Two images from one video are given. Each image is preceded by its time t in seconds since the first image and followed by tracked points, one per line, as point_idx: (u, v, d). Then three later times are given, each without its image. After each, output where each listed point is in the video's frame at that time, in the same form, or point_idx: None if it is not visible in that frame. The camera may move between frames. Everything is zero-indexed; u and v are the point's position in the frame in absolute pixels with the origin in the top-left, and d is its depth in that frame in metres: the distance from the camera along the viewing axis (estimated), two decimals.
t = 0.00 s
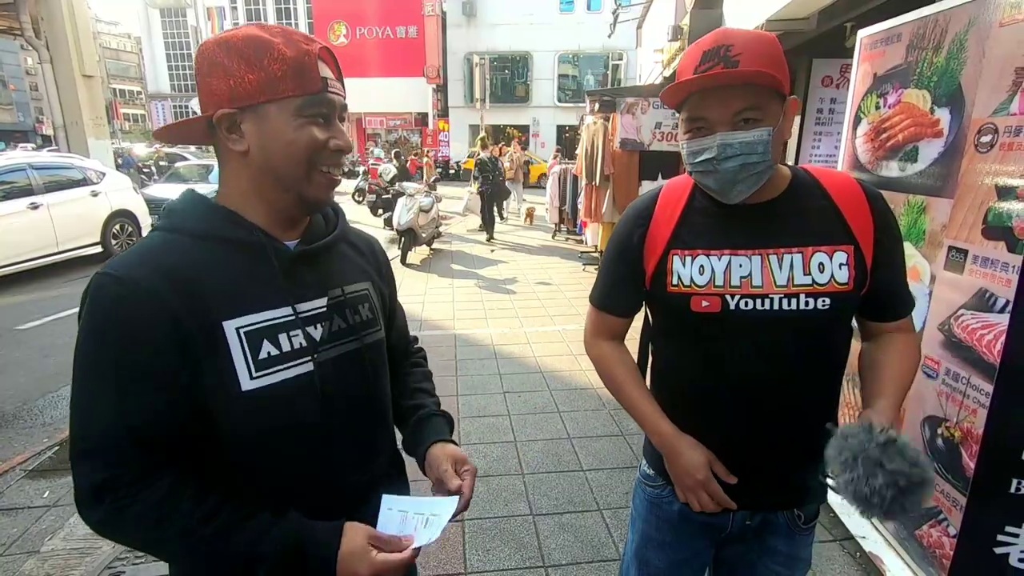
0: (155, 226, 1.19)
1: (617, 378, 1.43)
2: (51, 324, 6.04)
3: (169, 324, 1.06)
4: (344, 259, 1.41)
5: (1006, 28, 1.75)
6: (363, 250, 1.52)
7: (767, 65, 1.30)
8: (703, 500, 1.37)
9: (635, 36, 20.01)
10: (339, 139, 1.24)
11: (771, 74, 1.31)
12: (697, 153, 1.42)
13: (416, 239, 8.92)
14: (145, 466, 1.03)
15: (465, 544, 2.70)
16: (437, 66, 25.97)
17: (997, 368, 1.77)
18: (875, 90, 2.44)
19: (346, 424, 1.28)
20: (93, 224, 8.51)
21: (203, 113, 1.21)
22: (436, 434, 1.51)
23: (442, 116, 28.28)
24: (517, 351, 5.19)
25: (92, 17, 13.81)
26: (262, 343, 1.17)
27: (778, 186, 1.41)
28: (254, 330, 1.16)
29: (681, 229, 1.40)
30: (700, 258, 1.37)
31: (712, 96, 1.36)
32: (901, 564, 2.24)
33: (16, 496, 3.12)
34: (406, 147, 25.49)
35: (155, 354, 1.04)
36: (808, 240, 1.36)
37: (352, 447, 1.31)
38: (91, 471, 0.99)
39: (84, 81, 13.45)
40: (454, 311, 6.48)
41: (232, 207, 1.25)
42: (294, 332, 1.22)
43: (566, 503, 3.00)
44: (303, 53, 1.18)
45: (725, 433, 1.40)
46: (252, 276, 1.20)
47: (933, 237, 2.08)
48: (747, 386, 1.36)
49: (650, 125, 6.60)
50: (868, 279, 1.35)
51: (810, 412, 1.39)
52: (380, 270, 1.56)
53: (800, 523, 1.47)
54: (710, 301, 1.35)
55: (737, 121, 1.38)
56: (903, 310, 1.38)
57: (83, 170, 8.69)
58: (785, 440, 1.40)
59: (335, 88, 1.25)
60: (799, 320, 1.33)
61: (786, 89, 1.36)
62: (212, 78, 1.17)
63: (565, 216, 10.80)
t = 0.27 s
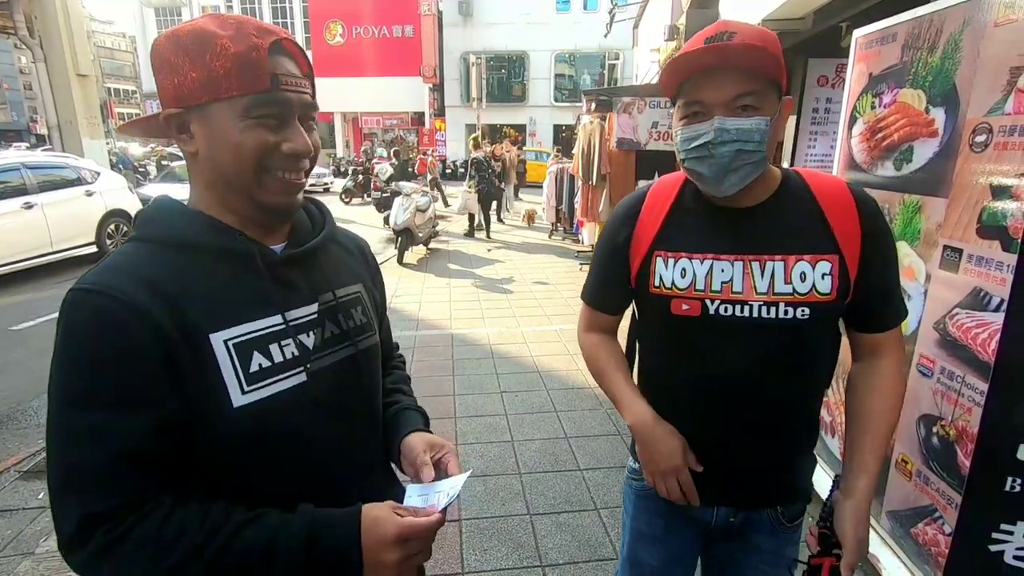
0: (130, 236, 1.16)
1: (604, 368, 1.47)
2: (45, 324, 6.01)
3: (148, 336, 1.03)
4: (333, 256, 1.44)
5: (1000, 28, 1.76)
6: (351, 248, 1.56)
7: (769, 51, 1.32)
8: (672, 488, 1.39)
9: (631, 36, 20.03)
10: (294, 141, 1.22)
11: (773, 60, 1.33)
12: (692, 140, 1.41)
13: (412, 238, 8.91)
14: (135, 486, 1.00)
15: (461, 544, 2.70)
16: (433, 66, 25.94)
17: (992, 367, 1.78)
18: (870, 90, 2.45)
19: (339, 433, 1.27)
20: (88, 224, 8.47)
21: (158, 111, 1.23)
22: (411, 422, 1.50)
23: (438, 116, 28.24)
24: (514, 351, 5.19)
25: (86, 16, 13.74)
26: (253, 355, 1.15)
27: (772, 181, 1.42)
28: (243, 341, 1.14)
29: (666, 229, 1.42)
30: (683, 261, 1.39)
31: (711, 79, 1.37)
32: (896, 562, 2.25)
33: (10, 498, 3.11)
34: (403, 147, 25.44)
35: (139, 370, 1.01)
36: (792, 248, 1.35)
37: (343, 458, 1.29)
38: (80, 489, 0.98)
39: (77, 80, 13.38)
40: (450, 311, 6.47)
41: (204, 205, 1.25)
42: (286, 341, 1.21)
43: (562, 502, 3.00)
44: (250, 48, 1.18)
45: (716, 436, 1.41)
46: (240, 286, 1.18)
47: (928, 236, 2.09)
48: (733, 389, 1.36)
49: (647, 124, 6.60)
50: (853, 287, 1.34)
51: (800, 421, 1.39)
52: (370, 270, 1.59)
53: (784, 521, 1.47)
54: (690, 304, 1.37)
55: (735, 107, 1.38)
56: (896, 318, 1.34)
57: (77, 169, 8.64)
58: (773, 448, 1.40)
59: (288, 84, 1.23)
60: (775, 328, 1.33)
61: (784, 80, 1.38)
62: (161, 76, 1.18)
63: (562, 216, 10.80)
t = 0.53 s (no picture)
0: (165, 231, 1.24)
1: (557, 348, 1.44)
2: (42, 323, 6.00)
3: (155, 322, 1.08)
4: (348, 255, 1.43)
5: (998, 28, 1.76)
6: (369, 252, 1.54)
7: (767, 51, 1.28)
8: (582, 389, 1.25)
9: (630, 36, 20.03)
10: (299, 141, 1.22)
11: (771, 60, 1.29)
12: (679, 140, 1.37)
13: (410, 237, 8.90)
14: (138, 461, 1.06)
15: (458, 543, 2.70)
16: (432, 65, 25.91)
17: (988, 366, 1.78)
18: (868, 90, 2.45)
19: (346, 428, 1.28)
20: (85, 222, 8.46)
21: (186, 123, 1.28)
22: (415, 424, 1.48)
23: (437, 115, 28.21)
24: (512, 350, 5.19)
25: (84, 13, 13.70)
26: (254, 345, 1.17)
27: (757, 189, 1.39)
28: (244, 331, 1.17)
29: (639, 243, 1.40)
30: (656, 282, 1.37)
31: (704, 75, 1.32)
32: (893, 561, 2.25)
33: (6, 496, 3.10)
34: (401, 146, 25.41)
35: (148, 356, 1.07)
36: (771, 272, 1.32)
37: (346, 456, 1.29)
38: (96, 457, 1.05)
39: (75, 78, 13.35)
40: (449, 310, 6.47)
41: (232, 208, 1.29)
42: (287, 334, 1.22)
43: (559, 502, 3.00)
44: (250, 54, 1.19)
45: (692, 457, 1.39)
46: (247, 282, 1.21)
47: (926, 236, 2.09)
48: (710, 411, 1.35)
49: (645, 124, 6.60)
50: (836, 310, 1.31)
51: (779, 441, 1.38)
52: (386, 272, 1.56)
53: (768, 535, 1.43)
54: (664, 328, 1.36)
55: (726, 109, 1.34)
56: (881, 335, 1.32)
57: (75, 168, 8.62)
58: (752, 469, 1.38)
59: (289, 85, 1.23)
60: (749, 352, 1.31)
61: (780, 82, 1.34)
62: (185, 89, 1.23)
63: (560, 215, 10.80)
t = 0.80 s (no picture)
0: (212, 203, 1.43)
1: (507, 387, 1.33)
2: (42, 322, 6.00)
3: (185, 284, 1.25)
4: (369, 255, 1.57)
5: (998, 31, 1.77)
6: (390, 256, 1.67)
7: (730, 57, 1.19)
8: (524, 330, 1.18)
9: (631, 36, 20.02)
10: (336, 133, 1.39)
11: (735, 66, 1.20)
12: (630, 157, 1.25)
13: (411, 237, 8.90)
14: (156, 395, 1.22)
15: (458, 544, 2.70)
16: (432, 65, 25.90)
17: (988, 369, 1.79)
18: (869, 92, 2.45)
19: (349, 401, 1.43)
20: (85, 221, 8.45)
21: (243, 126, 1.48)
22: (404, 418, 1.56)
23: (437, 115, 28.19)
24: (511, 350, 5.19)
25: (84, 12, 13.68)
26: (270, 317, 1.32)
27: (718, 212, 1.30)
28: (264, 304, 1.32)
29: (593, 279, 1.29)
30: (612, 332, 1.26)
31: (656, 80, 1.20)
32: (891, 563, 2.25)
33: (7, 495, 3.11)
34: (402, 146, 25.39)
35: (181, 312, 1.24)
36: (740, 312, 1.23)
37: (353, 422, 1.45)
38: (126, 386, 1.21)
39: (75, 77, 13.33)
40: (449, 310, 6.46)
41: (275, 195, 1.46)
42: (302, 313, 1.36)
43: (558, 503, 3.00)
44: (293, 57, 1.37)
45: (659, 500, 1.27)
46: (271, 264, 1.36)
47: (926, 238, 2.09)
48: (674, 429, 1.25)
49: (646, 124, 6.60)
50: (811, 335, 1.26)
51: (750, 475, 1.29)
52: (403, 275, 1.68)
53: (741, 565, 1.34)
54: (625, 383, 1.25)
55: (681, 122, 1.23)
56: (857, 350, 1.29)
57: (75, 167, 8.61)
58: (725, 508, 1.27)
59: (327, 84, 1.40)
60: (718, 399, 1.22)
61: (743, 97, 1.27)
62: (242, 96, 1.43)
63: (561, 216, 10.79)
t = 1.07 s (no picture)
0: (222, 198, 1.47)
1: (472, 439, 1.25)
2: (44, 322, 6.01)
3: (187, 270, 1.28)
4: (368, 249, 1.59)
5: (1002, 33, 1.76)
6: (391, 255, 1.68)
7: (701, 61, 1.11)
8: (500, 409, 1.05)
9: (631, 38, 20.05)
10: (303, 135, 1.43)
11: (706, 71, 1.13)
12: (591, 181, 1.17)
13: (412, 238, 8.91)
14: (151, 374, 1.23)
15: (458, 545, 2.69)
16: (434, 66, 25.94)
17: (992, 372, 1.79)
18: (871, 94, 2.44)
19: (348, 391, 1.44)
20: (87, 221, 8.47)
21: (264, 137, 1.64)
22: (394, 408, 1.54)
23: (439, 116, 28.22)
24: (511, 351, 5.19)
25: (86, 13, 13.72)
26: (266, 304, 1.35)
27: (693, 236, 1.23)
28: (262, 290, 1.35)
29: (559, 309, 1.19)
30: (584, 380, 1.17)
31: (616, 89, 1.11)
32: (892, 565, 2.24)
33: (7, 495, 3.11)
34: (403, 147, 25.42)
35: (184, 296, 1.27)
36: (724, 346, 1.16)
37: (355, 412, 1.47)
38: (124, 363, 1.22)
39: (77, 77, 13.37)
40: (449, 311, 6.46)
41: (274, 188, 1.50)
42: (297, 302, 1.39)
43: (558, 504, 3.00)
44: (266, 65, 1.44)
45: (635, 529, 1.22)
46: (270, 253, 1.39)
47: (928, 241, 2.08)
48: (661, 453, 1.19)
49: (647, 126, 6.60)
50: (798, 353, 1.20)
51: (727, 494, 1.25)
52: (401, 272, 1.69)
53: None
54: (602, 432, 1.18)
55: (652, 138, 1.15)
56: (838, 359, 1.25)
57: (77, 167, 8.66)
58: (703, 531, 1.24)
59: (295, 87, 1.44)
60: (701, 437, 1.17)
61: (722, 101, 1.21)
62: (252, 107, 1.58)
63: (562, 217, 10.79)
